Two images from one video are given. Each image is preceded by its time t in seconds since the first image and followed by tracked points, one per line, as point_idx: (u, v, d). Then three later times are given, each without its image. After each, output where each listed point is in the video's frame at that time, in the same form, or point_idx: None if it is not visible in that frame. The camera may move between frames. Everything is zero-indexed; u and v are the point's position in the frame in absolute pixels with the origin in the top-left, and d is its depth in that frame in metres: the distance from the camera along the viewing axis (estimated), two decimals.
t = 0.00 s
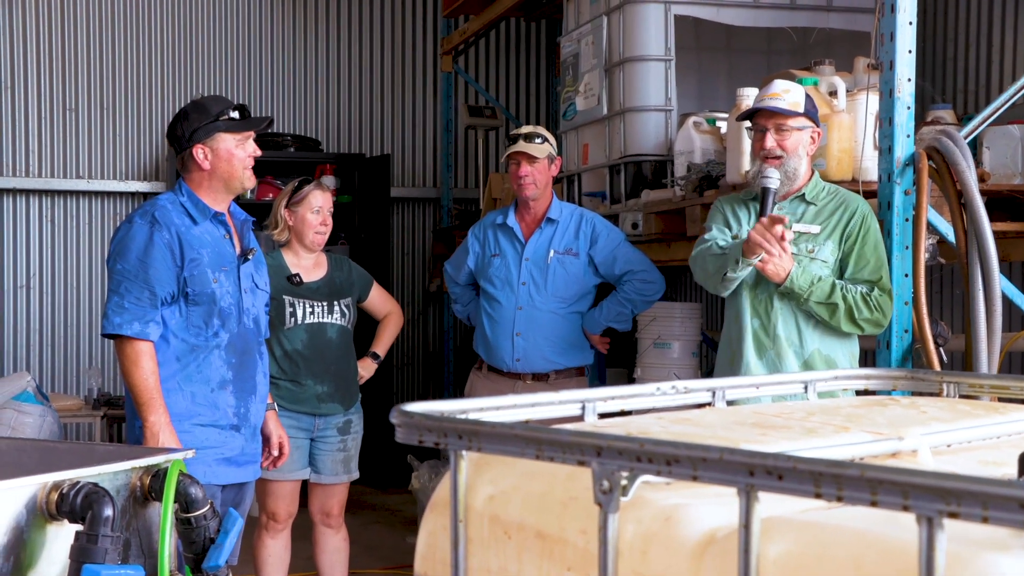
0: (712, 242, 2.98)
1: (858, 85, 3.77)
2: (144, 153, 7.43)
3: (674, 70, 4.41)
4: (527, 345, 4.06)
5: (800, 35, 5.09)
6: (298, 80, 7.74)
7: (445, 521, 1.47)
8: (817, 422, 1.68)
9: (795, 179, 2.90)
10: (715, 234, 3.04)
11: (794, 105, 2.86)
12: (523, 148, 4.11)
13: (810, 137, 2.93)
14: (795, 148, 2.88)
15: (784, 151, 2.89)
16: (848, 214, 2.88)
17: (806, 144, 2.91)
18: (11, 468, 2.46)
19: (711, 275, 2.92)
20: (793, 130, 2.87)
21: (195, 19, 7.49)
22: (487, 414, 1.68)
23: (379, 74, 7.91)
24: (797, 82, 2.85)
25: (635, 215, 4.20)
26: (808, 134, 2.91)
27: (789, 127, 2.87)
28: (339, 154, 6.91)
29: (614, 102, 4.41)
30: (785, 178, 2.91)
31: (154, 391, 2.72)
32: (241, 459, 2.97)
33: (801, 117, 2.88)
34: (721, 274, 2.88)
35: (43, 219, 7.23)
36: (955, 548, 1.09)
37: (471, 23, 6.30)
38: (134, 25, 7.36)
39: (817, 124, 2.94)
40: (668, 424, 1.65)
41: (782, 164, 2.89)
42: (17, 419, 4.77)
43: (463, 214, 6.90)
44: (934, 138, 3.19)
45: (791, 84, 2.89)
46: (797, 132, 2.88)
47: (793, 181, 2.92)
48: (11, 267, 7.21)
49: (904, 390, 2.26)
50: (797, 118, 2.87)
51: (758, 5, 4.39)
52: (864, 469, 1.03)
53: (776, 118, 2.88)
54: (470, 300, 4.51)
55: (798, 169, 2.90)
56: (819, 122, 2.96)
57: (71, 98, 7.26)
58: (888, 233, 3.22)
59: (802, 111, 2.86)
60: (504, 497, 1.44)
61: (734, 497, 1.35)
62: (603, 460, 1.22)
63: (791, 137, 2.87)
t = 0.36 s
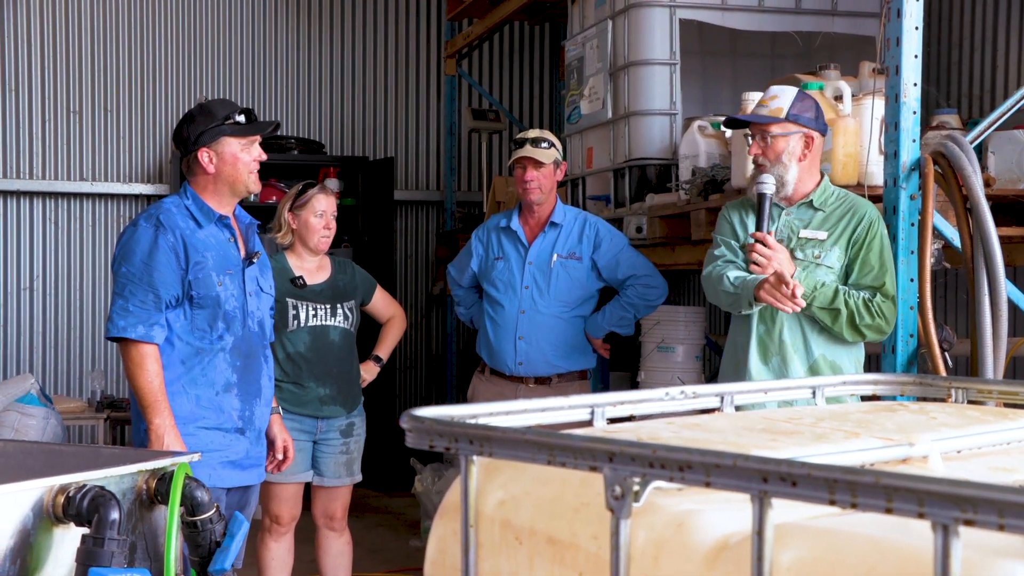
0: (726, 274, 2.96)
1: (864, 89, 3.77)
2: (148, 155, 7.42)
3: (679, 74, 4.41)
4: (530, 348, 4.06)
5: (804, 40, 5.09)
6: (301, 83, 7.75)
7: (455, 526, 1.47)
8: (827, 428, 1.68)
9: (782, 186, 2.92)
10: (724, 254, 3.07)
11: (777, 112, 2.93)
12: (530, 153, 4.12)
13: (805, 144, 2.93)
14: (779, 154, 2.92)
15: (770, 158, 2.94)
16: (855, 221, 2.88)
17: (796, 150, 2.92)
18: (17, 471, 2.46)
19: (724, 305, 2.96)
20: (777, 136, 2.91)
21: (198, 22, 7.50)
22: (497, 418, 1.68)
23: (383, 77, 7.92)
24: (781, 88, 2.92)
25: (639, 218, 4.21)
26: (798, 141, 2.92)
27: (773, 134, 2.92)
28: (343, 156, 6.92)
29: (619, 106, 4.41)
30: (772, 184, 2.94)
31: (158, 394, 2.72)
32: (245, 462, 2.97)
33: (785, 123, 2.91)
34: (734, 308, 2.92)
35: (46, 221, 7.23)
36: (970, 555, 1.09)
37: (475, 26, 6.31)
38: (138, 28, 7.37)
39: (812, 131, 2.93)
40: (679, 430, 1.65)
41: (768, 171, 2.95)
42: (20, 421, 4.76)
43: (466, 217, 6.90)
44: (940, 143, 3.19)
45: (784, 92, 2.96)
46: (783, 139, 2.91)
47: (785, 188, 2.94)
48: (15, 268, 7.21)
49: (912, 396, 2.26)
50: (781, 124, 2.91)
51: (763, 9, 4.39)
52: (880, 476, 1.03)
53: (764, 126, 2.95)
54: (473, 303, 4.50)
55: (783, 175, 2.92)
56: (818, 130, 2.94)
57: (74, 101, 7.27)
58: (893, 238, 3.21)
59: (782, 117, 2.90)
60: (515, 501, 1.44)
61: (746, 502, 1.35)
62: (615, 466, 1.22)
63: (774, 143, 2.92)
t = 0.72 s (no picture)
0: (727, 268, 2.97)
1: (865, 83, 3.77)
2: (148, 152, 7.41)
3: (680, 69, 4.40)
4: (529, 343, 4.06)
5: (805, 34, 5.09)
6: (301, 79, 7.74)
7: (462, 521, 1.47)
8: (832, 422, 1.67)
9: (782, 184, 2.93)
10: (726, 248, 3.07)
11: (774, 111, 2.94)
12: (530, 149, 4.11)
13: (803, 141, 2.92)
14: (778, 153, 2.93)
15: (770, 156, 2.95)
16: (857, 217, 2.86)
17: (794, 149, 2.92)
18: (20, 467, 2.45)
19: (725, 299, 2.97)
20: (774, 134, 2.92)
21: (198, 17, 7.48)
22: (503, 413, 1.67)
23: (383, 72, 7.92)
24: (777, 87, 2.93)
25: (641, 213, 4.22)
26: (796, 139, 2.92)
27: (772, 133, 2.93)
28: (344, 152, 6.91)
29: (620, 101, 4.40)
30: (773, 183, 2.95)
31: (161, 389, 2.72)
32: (248, 458, 2.97)
33: (782, 122, 2.92)
34: (734, 303, 2.93)
35: (46, 217, 7.22)
36: (979, 550, 1.08)
37: (475, 21, 6.29)
38: (137, 24, 7.35)
39: (810, 128, 2.91)
40: (685, 424, 1.64)
41: (769, 170, 2.96)
42: (22, 417, 4.76)
43: (466, 213, 6.90)
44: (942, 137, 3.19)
45: (784, 89, 2.98)
46: (780, 137, 2.92)
47: (785, 186, 2.95)
48: (15, 265, 7.20)
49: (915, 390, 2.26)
50: (778, 123, 2.92)
51: (763, 3, 4.39)
52: (890, 470, 1.02)
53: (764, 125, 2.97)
54: (475, 298, 4.50)
55: (783, 174, 2.93)
56: (818, 127, 2.92)
57: (74, 97, 7.26)
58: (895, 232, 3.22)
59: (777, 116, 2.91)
60: (522, 497, 1.44)
61: (753, 497, 1.35)
62: (623, 460, 1.21)
63: (773, 142, 2.93)
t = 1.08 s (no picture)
0: (722, 271, 3.01)
1: (871, 81, 3.76)
2: (153, 150, 7.41)
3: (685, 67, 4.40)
4: (533, 341, 4.05)
5: (810, 31, 5.08)
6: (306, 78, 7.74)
7: (470, 520, 1.47)
8: (840, 421, 1.67)
9: (796, 179, 2.91)
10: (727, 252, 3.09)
11: (794, 105, 2.91)
12: (532, 148, 4.11)
13: (820, 137, 2.91)
14: (795, 147, 2.90)
15: (785, 150, 2.92)
16: (867, 217, 2.86)
17: (811, 144, 2.90)
18: (26, 465, 2.45)
19: (726, 304, 2.98)
20: (793, 129, 2.89)
21: (203, 16, 7.49)
22: (509, 412, 1.67)
23: (388, 71, 7.92)
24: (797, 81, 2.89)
25: (645, 211, 4.21)
26: (814, 134, 2.90)
27: (793, 127, 2.89)
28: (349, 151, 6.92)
29: (625, 99, 4.40)
30: (786, 178, 2.92)
31: (167, 388, 2.72)
32: (253, 457, 2.97)
33: (802, 116, 2.89)
34: (734, 306, 2.94)
35: (51, 216, 7.23)
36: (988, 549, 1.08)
37: (480, 20, 6.29)
38: (143, 23, 7.36)
39: (829, 124, 2.90)
40: (692, 423, 1.64)
41: (782, 164, 2.93)
42: (27, 416, 4.77)
43: (471, 212, 6.91)
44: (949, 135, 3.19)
45: (803, 83, 2.94)
46: (799, 131, 2.89)
47: (798, 181, 2.92)
48: (20, 264, 7.21)
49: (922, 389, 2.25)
50: (797, 117, 2.89)
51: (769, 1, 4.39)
52: (899, 469, 1.01)
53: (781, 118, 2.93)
54: (481, 297, 4.50)
55: (798, 169, 2.90)
56: (836, 124, 2.91)
57: (80, 96, 7.27)
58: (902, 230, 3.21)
59: (798, 110, 2.88)
60: (529, 495, 1.44)
61: (761, 495, 1.35)
62: (631, 459, 1.21)
63: (791, 136, 2.89)
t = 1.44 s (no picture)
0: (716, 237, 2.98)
1: (880, 76, 3.74)
2: (162, 148, 7.44)
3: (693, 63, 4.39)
4: (542, 337, 4.05)
5: (819, 26, 5.07)
6: (315, 75, 7.75)
7: (476, 515, 1.47)
8: (848, 416, 1.66)
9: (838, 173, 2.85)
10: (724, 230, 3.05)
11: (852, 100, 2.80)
12: (541, 145, 4.10)
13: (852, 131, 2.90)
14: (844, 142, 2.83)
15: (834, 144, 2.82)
16: (877, 211, 2.87)
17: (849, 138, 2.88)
18: (36, 462, 2.46)
19: (718, 267, 2.91)
20: (846, 124, 2.83)
21: (211, 13, 7.50)
22: (517, 407, 1.67)
23: (396, 68, 7.93)
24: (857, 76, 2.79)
25: (654, 207, 4.22)
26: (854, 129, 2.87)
27: (847, 121, 2.84)
28: (358, 148, 6.92)
29: (633, 95, 4.39)
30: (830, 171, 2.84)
31: (174, 386, 2.73)
32: (260, 454, 2.97)
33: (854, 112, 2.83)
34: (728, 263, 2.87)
35: (60, 214, 7.25)
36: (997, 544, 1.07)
37: (488, 16, 6.28)
38: (152, 21, 7.37)
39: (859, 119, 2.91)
40: (700, 418, 1.63)
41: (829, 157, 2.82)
42: (38, 413, 4.81)
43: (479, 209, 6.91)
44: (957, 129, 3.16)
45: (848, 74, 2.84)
46: (848, 127, 2.83)
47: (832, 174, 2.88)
48: (29, 261, 7.23)
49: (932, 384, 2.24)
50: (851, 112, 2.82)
51: None
52: (907, 464, 1.01)
53: (832, 109, 2.81)
54: (490, 293, 4.50)
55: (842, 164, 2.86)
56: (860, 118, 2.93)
57: (89, 94, 7.28)
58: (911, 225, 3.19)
59: (859, 106, 2.80)
60: (535, 491, 1.43)
61: (768, 490, 1.34)
62: (638, 454, 1.20)
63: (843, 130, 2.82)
